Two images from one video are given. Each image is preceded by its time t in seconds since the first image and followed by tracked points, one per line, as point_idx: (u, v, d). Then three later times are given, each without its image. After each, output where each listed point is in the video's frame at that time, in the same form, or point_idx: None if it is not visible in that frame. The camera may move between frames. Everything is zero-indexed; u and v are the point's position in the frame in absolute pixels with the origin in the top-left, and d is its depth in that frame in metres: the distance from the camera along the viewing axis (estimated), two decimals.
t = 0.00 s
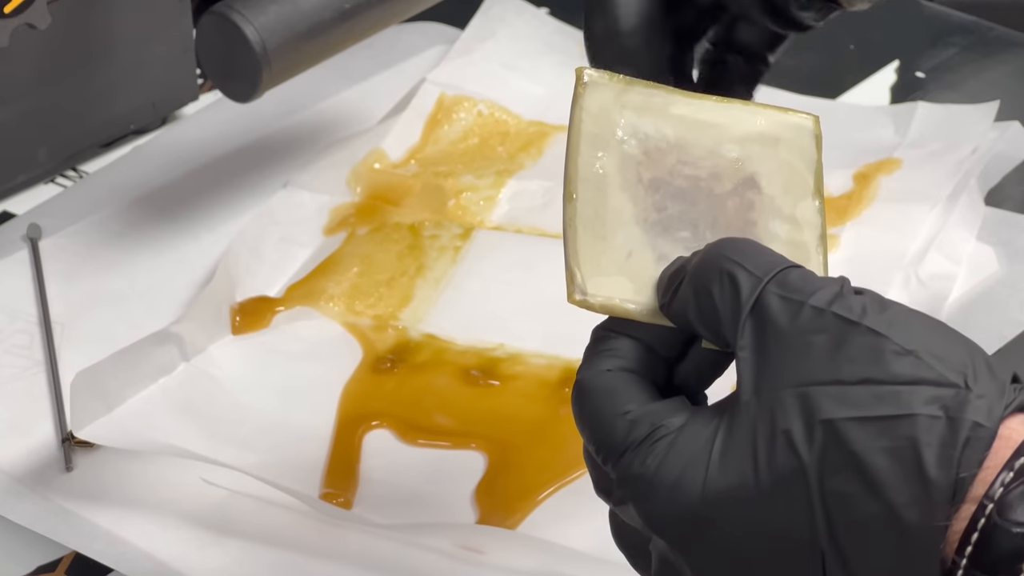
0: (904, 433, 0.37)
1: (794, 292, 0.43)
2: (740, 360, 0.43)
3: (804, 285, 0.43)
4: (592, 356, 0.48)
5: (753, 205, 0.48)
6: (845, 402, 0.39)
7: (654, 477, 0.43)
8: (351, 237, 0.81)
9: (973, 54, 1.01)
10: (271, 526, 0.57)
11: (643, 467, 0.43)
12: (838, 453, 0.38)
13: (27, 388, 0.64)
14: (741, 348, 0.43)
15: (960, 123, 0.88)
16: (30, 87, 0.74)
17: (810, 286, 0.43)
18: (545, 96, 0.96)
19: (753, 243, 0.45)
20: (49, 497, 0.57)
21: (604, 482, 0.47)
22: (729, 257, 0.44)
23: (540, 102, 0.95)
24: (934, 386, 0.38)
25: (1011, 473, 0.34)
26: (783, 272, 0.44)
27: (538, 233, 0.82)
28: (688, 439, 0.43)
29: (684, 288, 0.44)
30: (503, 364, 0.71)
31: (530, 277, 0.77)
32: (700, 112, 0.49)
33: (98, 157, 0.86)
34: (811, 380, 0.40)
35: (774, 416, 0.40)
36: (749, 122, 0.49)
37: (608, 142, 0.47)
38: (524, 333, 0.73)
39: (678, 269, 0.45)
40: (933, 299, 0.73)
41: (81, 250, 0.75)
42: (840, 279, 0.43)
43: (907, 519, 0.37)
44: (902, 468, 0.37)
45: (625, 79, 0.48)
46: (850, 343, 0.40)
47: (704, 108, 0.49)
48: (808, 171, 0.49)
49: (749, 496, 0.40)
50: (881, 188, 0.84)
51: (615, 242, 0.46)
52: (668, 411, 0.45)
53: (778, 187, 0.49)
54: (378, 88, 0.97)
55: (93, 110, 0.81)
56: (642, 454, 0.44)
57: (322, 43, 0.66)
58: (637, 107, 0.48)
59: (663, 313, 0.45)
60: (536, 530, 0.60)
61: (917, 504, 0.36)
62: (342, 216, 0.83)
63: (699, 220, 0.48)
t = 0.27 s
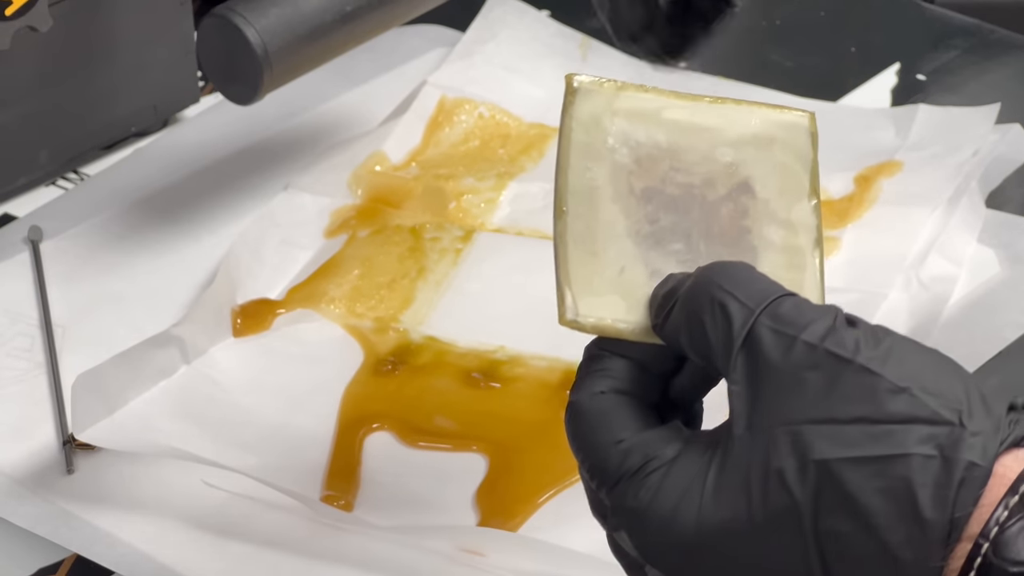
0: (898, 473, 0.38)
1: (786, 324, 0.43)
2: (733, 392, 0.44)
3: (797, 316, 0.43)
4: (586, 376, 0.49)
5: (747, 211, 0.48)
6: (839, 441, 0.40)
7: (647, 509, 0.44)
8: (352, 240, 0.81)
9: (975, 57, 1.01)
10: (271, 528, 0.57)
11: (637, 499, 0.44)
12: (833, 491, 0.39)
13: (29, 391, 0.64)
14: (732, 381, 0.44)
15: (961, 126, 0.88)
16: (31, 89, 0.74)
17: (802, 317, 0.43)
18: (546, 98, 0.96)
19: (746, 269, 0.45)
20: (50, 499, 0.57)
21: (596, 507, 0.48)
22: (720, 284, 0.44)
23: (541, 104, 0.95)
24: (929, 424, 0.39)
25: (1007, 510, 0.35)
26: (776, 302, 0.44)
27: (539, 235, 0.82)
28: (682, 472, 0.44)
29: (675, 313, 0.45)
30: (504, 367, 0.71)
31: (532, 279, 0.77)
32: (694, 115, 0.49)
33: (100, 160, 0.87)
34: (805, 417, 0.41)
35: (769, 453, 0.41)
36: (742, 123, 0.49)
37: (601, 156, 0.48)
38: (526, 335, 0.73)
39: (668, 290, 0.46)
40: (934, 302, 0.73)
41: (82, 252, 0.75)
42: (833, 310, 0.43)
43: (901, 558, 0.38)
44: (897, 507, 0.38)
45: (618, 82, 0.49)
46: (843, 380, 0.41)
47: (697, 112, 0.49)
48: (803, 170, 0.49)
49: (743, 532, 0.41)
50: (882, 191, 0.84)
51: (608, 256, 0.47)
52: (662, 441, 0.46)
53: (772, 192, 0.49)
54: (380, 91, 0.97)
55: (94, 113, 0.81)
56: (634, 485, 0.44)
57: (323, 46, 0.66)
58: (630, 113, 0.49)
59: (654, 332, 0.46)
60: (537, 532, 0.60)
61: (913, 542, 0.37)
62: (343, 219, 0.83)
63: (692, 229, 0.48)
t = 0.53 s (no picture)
0: (880, 511, 0.41)
1: (763, 360, 0.45)
2: (713, 427, 0.45)
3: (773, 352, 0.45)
4: (565, 405, 0.50)
5: (724, 225, 0.49)
6: (821, 479, 0.42)
7: (630, 546, 0.45)
8: (352, 241, 0.81)
9: (975, 58, 1.01)
10: (272, 529, 0.57)
11: (620, 535, 0.45)
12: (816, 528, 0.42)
13: (30, 392, 0.64)
14: (710, 416, 0.45)
15: (961, 127, 0.88)
16: (32, 90, 0.74)
17: (780, 353, 0.44)
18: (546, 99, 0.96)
19: (723, 299, 0.46)
20: (51, 501, 0.57)
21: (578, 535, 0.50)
22: (697, 318, 0.45)
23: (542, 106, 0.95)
24: (910, 460, 0.41)
25: (992, 543, 0.39)
26: (751, 336, 0.45)
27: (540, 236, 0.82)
28: (663, 507, 0.45)
29: (651, 344, 0.45)
30: (504, 368, 0.71)
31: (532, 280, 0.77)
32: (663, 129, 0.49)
33: (100, 161, 0.86)
34: (786, 457, 0.43)
35: (751, 492, 0.43)
36: (716, 133, 0.49)
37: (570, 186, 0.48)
38: (526, 337, 0.73)
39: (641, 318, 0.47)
40: (935, 303, 0.73)
41: (82, 254, 0.75)
42: (809, 344, 0.45)
43: None
44: (878, 542, 0.41)
45: (588, 99, 0.49)
46: (821, 420, 0.43)
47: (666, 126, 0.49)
48: (779, 175, 0.49)
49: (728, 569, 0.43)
50: (883, 192, 0.84)
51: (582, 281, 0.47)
52: (642, 475, 0.47)
53: (750, 202, 0.49)
54: (380, 92, 0.97)
55: (94, 114, 0.81)
56: (618, 521, 0.46)
57: (324, 47, 0.66)
58: (602, 131, 0.49)
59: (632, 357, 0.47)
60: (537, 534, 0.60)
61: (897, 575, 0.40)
62: (343, 220, 0.83)
63: (670, 247, 0.48)
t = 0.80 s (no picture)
0: (877, 524, 0.40)
1: (760, 373, 0.43)
2: (710, 439, 0.44)
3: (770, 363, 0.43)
4: (561, 415, 0.49)
5: (721, 236, 0.47)
6: (816, 493, 0.41)
7: (626, 558, 0.44)
8: (352, 242, 0.81)
9: (976, 59, 1.01)
10: (272, 531, 0.57)
11: (616, 547, 0.45)
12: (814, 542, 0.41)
13: (30, 392, 0.64)
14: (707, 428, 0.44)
15: (961, 129, 0.88)
16: (33, 92, 0.74)
17: (776, 365, 0.43)
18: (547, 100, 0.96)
19: (719, 310, 0.44)
20: (52, 502, 0.58)
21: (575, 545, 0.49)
22: (695, 331, 0.43)
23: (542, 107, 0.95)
24: (906, 473, 0.40)
25: (987, 555, 0.38)
26: (750, 347, 0.44)
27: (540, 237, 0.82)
28: (659, 520, 0.44)
29: (647, 357, 0.44)
30: (504, 369, 0.71)
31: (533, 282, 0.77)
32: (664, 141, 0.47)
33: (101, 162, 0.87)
34: (783, 470, 0.42)
35: (747, 505, 0.42)
36: (714, 142, 0.48)
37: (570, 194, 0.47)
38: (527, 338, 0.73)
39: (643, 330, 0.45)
40: (935, 304, 0.73)
41: (82, 255, 0.75)
42: (806, 356, 0.44)
43: None
44: (875, 556, 0.40)
45: (585, 109, 0.47)
46: (820, 432, 0.42)
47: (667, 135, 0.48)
48: (775, 186, 0.48)
49: None
50: (883, 193, 0.84)
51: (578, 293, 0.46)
52: (638, 486, 0.46)
53: (746, 213, 0.48)
54: (380, 92, 0.97)
55: (95, 115, 0.81)
56: (614, 532, 0.45)
57: (325, 48, 0.66)
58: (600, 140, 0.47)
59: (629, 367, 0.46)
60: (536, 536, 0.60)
61: None
62: (344, 221, 0.83)
63: (667, 258, 0.47)
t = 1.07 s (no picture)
0: (929, 430, 0.37)
1: (827, 280, 0.42)
2: (766, 341, 0.42)
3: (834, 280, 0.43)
4: (597, 323, 0.48)
5: (760, 202, 0.49)
6: (870, 392, 0.39)
7: (660, 446, 0.42)
8: (353, 243, 0.81)
9: (976, 60, 1.01)
10: (273, 531, 0.57)
11: (649, 440, 0.43)
12: (860, 445, 0.38)
13: (31, 393, 0.64)
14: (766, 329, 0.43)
15: (961, 129, 0.88)
16: (33, 93, 0.74)
17: (840, 278, 0.42)
18: (547, 102, 0.96)
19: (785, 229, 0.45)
20: (53, 502, 0.58)
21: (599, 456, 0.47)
22: (761, 240, 0.44)
23: (543, 108, 0.95)
24: (963, 387, 0.38)
25: (1004, 521, 0.34)
26: (814, 261, 0.44)
27: (541, 238, 0.82)
28: (698, 415, 0.42)
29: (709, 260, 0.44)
30: (504, 369, 0.71)
31: (533, 282, 0.77)
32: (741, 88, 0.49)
33: (101, 162, 0.87)
34: (839, 367, 0.40)
35: (798, 401, 0.40)
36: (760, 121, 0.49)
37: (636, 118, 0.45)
38: (527, 338, 0.73)
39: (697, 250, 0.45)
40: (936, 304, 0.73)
41: (83, 256, 0.75)
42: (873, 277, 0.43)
43: (919, 519, 0.37)
44: (922, 465, 0.37)
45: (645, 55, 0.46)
46: (888, 335, 0.40)
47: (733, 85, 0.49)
48: (814, 176, 0.51)
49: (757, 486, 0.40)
50: (884, 194, 0.84)
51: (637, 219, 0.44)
52: (678, 385, 0.44)
53: (784, 190, 0.50)
54: (381, 93, 0.97)
55: (95, 115, 0.81)
56: (647, 426, 0.43)
57: (325, 49, 0.66)
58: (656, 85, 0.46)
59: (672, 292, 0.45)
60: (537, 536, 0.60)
61: (938, 501, 0.36)
62: (344, 221, 0.83)
63: (711, 203, 0.48)
